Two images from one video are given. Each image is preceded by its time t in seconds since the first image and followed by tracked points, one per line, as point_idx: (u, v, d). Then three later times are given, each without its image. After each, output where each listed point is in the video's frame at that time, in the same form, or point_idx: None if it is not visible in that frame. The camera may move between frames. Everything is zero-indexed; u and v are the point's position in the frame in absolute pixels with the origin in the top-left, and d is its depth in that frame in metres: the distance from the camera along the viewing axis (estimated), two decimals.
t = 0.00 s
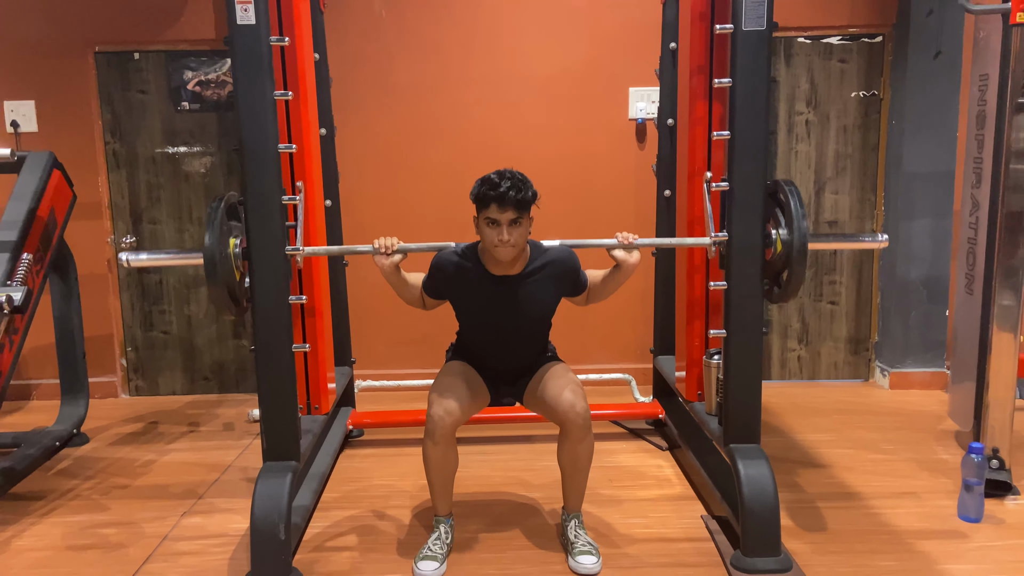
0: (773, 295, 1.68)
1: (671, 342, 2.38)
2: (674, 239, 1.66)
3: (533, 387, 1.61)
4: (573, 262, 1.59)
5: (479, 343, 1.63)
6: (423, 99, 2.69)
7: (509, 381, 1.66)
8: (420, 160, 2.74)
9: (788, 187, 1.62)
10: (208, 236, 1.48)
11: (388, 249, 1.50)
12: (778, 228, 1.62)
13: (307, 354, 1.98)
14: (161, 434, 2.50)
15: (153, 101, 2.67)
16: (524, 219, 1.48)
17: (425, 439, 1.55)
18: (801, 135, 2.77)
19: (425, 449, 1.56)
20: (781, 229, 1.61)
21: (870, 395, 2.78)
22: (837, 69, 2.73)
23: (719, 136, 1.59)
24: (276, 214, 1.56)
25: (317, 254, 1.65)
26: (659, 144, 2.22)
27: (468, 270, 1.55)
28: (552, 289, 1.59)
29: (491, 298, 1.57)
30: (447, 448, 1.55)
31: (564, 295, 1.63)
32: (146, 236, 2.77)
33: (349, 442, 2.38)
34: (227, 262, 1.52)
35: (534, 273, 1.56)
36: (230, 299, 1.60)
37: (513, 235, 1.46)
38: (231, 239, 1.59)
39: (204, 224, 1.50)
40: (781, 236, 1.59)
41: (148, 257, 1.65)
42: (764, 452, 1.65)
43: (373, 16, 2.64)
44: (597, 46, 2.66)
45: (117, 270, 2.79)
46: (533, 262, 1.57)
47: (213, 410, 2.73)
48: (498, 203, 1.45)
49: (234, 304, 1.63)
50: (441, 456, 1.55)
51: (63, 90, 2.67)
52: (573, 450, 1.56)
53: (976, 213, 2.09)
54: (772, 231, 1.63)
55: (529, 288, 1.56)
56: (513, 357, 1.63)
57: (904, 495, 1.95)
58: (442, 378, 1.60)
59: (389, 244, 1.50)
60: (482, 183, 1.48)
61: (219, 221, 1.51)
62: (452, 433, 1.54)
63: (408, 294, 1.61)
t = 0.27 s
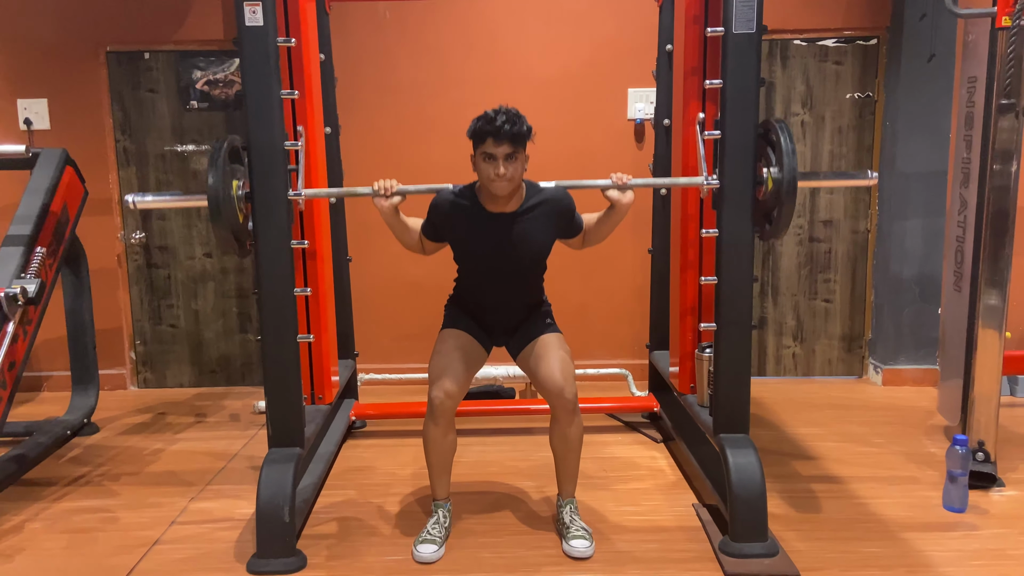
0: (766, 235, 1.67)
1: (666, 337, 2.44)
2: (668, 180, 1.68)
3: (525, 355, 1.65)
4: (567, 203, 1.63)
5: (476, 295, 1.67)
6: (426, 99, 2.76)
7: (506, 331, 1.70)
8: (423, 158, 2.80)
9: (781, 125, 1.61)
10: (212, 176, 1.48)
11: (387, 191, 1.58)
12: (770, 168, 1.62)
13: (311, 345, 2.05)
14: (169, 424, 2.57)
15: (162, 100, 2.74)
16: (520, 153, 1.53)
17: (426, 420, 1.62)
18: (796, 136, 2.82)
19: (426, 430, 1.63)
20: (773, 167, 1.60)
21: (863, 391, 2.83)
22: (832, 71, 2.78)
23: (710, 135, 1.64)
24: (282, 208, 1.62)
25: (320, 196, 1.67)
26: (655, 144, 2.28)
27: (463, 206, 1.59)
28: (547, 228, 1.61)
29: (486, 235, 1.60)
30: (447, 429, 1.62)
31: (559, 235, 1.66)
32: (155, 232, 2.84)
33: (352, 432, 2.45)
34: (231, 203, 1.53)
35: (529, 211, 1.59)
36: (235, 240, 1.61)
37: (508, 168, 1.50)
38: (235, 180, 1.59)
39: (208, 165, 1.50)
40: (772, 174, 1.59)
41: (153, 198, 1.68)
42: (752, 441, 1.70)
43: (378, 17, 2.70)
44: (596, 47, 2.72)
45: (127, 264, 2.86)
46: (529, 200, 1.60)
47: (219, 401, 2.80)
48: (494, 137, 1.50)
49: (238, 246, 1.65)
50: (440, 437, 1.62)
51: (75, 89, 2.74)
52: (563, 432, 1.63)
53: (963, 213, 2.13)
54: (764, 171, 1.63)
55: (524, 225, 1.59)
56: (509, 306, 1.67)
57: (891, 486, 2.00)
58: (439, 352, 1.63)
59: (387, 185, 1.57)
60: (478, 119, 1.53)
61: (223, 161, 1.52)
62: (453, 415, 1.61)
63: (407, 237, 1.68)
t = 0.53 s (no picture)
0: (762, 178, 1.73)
1: (665, 337, 2.49)
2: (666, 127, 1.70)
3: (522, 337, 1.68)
4: (564, 147, 1.63)
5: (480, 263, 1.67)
6: (431, 102, 2.81)
7: (510, 299, 1.69)
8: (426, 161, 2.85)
9: (776, 71, 1.65)
10: (217, 122, 1.56)
11: (390, 137, 1.61)
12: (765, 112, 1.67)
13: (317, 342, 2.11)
14: (178, 420, 2.63)
15: (173, 102, 2.80)
16: (517, 89, 1.54)
17: (437, 410, 1.68)
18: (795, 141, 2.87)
19: (436, 420, 1.69)
20: (769, 112, 1.64)
21: (860, 392, 2.87)
22: (830, 76, 2.82)
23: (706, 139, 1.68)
24: (290, 208, 1.68)
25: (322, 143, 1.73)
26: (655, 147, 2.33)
27: (461, 145, 1.60)
28: (545, 167, 1.60)
29: (484, 173, 1.59)
30: (457, 420, 1.69)
31: (558, 180, 1.65)
32: (165, 232, 2.90)
33: (356, 429, 2.50)
34: (235, 148, 1.60)
35: (526, 149, 1.59)
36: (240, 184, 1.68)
37: (506, 104, 1.51)
38: (240, 127, 1.66)
39: (213, 110, 1.58)
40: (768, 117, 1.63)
41: (160, 144, 1.73)
42: (746, 438, 1.74)
43: (384, 22, 2.76)
44: (598, 52, 2.77)
45: (137, 263, 2.92)
46: (526, 139, 1.60)
47: (227, 398, 2.86)
48: (491, 72, 1.51)
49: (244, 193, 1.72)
50: (449, 427, 1.68)
51: (88, 91, 2.80)
52: (553, 421, 1.69)
53: (957, 216, 2.18)
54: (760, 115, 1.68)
55: (522, 163, 1.59)
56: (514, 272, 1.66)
57: (884, 484, 2.05)
58: (445, 338, 1.66)
59: (390, 131, 1.60)
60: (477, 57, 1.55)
61: (227, 106, 1.59)
62: (464, 407, 1.69)
63: (409, 187, 1.67)
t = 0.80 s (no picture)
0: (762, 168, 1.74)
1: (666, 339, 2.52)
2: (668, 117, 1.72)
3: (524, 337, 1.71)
4: (567, 133, 1.65)
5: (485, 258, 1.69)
6: (435, 106, 2.85)
7: (514, 296, 1.70)
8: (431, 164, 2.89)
9: (776, 61, 1.66)
10: (224, 104, 1.59)
11: (394, 123, 1.65)
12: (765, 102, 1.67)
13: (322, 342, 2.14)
14: (185, 418, 2.67)
15: (182, 105, 2.85)
16: (521, 75, 1.57)
17: (443, 408, 1.72)
18: (795, 145, 2.89)
19: (443, 417, 1.73)
20: (768, 102, 1.65)
21: (859, 394, 2.90)
22: (831, 82, 2.85)
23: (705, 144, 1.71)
24: (297, 210, 1.71)
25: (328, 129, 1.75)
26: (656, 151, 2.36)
27: (465, 129, 1.62)
28: (547, 151, 1.62)
29: (487, 155, 1.61)
30: (464, 417, 1.72)
31: (561, 166, 1.66)
32: (173, 233, 2.94)
33: (360, 428, 2.54)
34: (243, 132, 1.63)
35: (528, 133, 1.61)
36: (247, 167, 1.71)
37: (509, 89, 1.54)
38: (248, 111, 1.69)
39: (222, 94, 1.61)
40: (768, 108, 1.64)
41: (169, 128, 1.78)
42: (744, 438, 1.77)
43: (390, 27, 2.80)
44: (601, 57, 2.80)
45: (145, 263, 2.97)
46: (529, 124, 1.63)
47: (233, 397, 2.90)
48: (496, 56, 1.54)
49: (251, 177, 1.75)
50: (455, 425, 1.72)
51: (98, 94, 2.85)
52: (551, 419, 1.72)
53: (954, 220, 2.20)
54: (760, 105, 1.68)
55: (524, 145, 1.60)
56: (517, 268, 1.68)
57: (881, 484, 2.07)
58: (451, 337, 1.69)
59: (394, 117, 1.65)
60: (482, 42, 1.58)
61: (235, 90, 1.62)
62: (472, 406, 1.73)
63: (412, 174, 1.69)
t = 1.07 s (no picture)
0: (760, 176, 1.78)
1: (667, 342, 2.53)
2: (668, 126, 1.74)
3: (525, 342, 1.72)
4: (568, 135, 1.66)
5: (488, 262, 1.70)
6: (438, 109, 2.87)
7: (515, 300, 1.71)
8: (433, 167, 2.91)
9: (775, 71, 1.70)
10: (230, 109, 1.62)
11: (397, 129, 1.66)
12: (764, 111, 1.71)
13: (325, 343, 2.16)
14: (189, 419, 2.69)
15: (187, 108, 2.87)
16: (524, 78, 1.59)
17: (444, 411, 1.74)
18: (796, 149, 2.91)
19: (443, 420, 1.74)
20: (767, 111, 1.69)
21: (859, 397, 2.91)
22: (832, 87, 2.87)
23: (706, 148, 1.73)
24: (302, 212, 1.73)
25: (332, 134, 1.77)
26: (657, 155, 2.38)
27: (468, 131, 1.65)
28: (548, 151, 1.64)
29: (489, 155, 1.63)
30: (464, 421, 1.74)
31: (563, 168, 1.67)
32: (177, 235, 2.97)
33: (363, 429, 2.56)
34: (247, 137, 1.65)
35: (530, 134, 1.64)
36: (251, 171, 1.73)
37: (513, 91, 1.56)
38: (253, 116, 1.72)
39: (228, 99, 1.64)
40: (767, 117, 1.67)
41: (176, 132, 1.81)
42: (743, 440, 1.78)
43: (394, 31, 2.82)
44: (603, 61, 2.82)
45: (150, 265, 2.99)
46: (531, 126, 1.65)
47: (236, 398, 2.92)
48: (500, 59, 1.56)
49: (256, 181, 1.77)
50: (456, 428, 1.74)
51: (104, 97, 2.88)
52: (553, 423, 1.73)
53: (954, 225, 2.21)
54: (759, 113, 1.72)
55: (527, 145, 1.63)
56: (519, 272, 1.69)
57: (880, 487, 2.08)
58: (453, 340, 1.71)
59: (398, 123, 1.66)
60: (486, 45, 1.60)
61: (240, 95, 1.65)
62: (472, 410, 1.74)
63: (415, 179, 1.72)
